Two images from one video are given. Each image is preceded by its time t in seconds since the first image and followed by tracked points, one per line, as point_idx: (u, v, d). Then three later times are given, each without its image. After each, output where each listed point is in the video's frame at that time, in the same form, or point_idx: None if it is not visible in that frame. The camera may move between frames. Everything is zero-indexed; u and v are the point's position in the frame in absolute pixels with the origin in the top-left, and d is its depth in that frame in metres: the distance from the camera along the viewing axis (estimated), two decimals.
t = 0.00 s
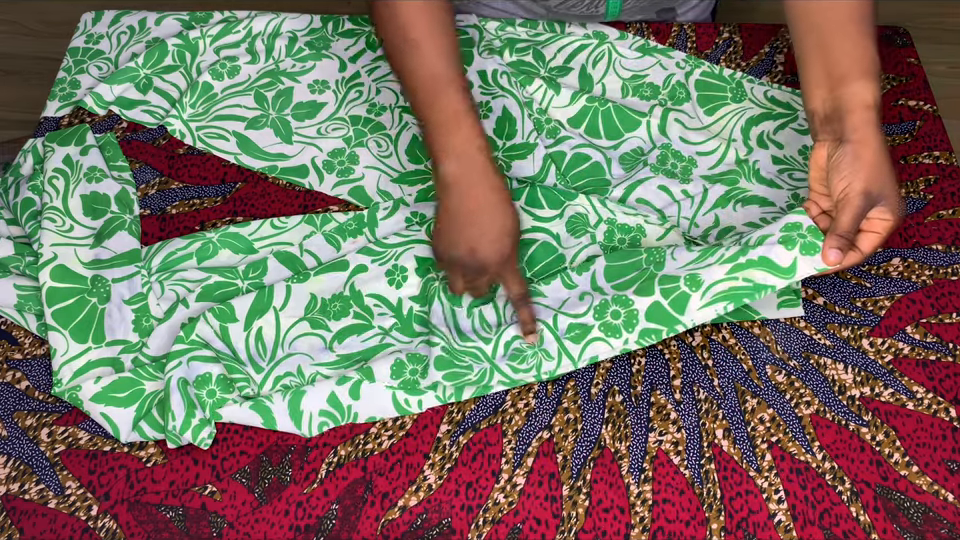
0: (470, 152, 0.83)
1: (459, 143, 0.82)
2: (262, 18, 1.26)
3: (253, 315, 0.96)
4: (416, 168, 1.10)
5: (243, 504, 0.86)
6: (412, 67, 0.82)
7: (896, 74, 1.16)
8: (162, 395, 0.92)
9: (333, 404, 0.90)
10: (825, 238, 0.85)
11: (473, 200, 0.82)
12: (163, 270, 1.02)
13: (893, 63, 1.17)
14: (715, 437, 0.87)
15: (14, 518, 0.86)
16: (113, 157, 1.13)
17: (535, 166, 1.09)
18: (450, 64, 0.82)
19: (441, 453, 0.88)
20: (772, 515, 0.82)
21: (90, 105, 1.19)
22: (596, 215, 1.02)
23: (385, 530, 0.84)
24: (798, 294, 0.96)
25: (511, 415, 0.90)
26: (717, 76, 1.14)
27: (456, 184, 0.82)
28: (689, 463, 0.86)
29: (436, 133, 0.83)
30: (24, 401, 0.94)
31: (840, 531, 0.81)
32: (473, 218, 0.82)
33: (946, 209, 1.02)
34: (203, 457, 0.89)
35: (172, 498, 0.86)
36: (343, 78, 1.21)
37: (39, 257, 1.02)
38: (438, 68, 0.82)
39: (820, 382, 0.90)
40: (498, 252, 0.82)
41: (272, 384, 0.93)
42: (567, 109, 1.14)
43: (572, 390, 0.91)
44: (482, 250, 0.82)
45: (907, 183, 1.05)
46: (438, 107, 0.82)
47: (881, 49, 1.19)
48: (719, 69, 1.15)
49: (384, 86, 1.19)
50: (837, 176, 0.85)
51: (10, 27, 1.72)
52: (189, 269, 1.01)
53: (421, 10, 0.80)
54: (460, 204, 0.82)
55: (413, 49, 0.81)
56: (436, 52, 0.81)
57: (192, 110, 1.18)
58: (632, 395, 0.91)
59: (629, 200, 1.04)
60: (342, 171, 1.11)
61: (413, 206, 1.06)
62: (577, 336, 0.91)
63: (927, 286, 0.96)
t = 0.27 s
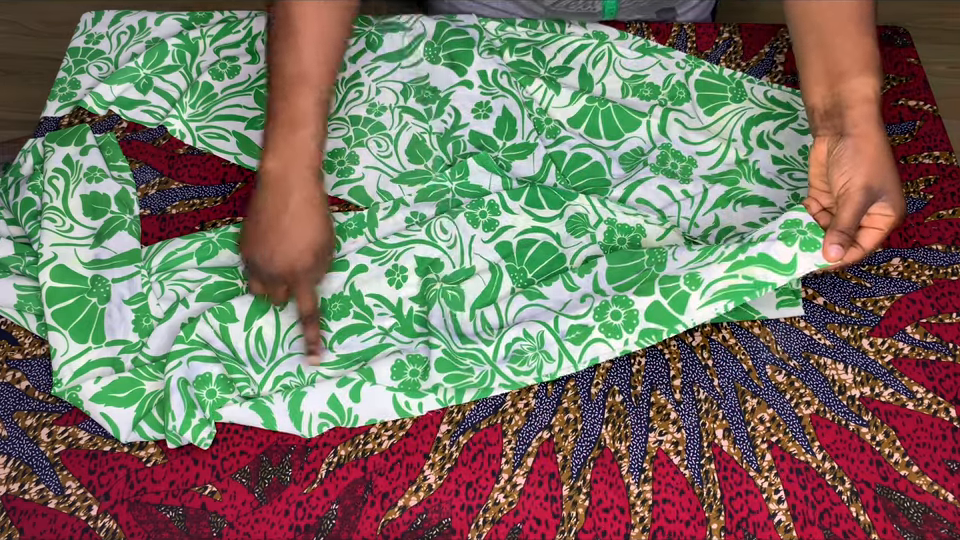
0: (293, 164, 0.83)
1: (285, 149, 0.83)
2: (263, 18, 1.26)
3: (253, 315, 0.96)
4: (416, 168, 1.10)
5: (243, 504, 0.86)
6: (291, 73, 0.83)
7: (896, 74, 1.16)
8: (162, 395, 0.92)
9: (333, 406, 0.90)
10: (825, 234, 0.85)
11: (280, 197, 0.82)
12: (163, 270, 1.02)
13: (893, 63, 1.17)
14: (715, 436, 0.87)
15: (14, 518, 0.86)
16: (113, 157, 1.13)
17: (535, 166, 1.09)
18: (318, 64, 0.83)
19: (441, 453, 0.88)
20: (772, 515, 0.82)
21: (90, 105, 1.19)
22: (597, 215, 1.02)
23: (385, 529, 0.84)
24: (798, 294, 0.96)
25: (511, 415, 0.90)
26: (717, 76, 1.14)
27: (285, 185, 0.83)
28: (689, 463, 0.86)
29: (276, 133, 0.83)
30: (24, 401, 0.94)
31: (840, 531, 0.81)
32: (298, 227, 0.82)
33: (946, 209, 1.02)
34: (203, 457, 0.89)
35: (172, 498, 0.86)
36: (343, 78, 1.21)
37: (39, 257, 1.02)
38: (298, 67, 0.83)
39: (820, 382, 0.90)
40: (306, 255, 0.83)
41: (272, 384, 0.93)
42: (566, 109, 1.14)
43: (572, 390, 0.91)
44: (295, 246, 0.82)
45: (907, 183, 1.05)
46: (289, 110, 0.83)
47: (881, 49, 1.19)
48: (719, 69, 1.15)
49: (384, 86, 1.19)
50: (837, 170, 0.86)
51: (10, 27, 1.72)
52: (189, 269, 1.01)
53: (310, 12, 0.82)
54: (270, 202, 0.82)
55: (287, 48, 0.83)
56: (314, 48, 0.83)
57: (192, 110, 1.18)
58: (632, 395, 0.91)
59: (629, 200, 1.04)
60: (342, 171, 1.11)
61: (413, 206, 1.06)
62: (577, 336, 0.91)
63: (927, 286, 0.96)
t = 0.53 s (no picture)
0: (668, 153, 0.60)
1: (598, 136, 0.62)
2: (262, 18, 1.26)
3: (253, 315, 0.96)
4: (416, 168, 1.11)
5: (243, 504, 0.86)
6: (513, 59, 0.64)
7: (896, 74, 1.16)
8: (162, 395, 0.92)
9: (333, 406, 0.90)
10: (799, 185, 0.82)
11: (623, 173, 0.60)
12: (163, 270, 1.02)
13: (893, 63, 1.17)
14: (715, 437, 0.87)
15: (14, 518, 0.86)
16: (113, 157, 1.13)
17: (535, 166, 1.09)
18: (547, 23, 0.65)
19: (441, 453, 0.88)
20: (772, 515, 0.82)
21: (90, 105, 1.19)
22: (596, 215, 1.02)
23: (384, 529, 0.84)
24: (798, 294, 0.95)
25: (511, 415, 0.90)
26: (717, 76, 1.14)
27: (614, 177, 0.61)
28: (689, 463, 0.86)
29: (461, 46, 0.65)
30: (24, 401, 0.94)
31: (840, 531, 0.81)
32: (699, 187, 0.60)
33: (947, 209, 1.02)
34: (203, 457, 0.89)
35: (172, 498, 0.86)
36: (343, 78, 1.21)
37: (39, 257, 1.02)
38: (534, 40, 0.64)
39: (820, 382, 0.90)
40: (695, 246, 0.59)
41: (272, 385, 0.93)
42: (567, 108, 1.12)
43: (572, 390, 0.91)
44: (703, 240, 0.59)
45: (907, 183, 1.05)
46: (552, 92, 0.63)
47: (880, 49, 1.19)
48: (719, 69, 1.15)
49: (384, 86, 1.19)
50: (808, 116, 0.81)
51: (10, 27, 1.72)
52: (189, 269, 1.01)
53: None
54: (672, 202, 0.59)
55: (484, 30, 0.64)
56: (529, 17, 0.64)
57: (192, 110, 1.18)
58: (632, 395, 0.91)
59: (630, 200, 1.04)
60: (342, 171, 1.11)
61: (414, 206, 1.06)
62: (575, 335, 0.92)
63: (927, 286, 0.96)
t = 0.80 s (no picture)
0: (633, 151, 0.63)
1: (579, 129, 0.64)
2: (262, 18, 1.26)
3: (253, 315, 0.96)
4: (416, 168, 1.11)
5: (243, 504, 0.86)
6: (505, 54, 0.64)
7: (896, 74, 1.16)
8: (162, 395, 0.92)
9: (333, 406, 0.90)
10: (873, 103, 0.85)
11: (591, 159, 0.64)
12: (163, 270, 1.02)
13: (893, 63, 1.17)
14: (715, 436, 0.87)
15: (14, 518, 0.86)
16: (113, 157, 1.13)
17: (535, 166, 1.09)
18: (542, 25, 0.65)
19: (441, 453, 0.88)
20: (772, 515, 0.82)
21: (89, 105, 1.19)
22: (597, 215, 1.02)
23: (385, 529, 0.84)
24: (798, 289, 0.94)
25: (511, 415, 0.90)
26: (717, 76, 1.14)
27: (588, 166, 0.65)
28: (689, 463, 0.86)
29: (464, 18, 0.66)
30: (24, 401, 0.94)
31: (840, 531, 0.81)
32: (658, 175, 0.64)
33: (947, 209, 1.02)
34: (203, 457, 0.89)
35: (172, 498, 0.86)
36: (343, 78, 1.21)
37: (39, 257, 1.02)
38: (526, 32, 0.64)
39: (820, 382, 0.90)
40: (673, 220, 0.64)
41: (272, 385, 0.93)
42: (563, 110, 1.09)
43: (572, 390, 0.91)
44: (657, 226, 0.64)
45: (907, 183, 1.05)
46: (544, 87, 0.64)
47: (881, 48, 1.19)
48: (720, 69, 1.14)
49: (384, 86, 1.19)
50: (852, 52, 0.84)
51: (10, 27, 1.72)
52: (189, 269, 1.01)
53: None
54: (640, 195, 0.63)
55: (489, 40, 0.64)
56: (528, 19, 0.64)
57: (192, 110, 1.18)
58: (632, 395, 0.91)
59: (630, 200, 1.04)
60: (342, 171, 1.11)
61: (414, 206, 1.06)
62: (573, 338, 0.93)
63: (927, 286, 0.96)
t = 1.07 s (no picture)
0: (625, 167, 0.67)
1: (575, 143, 0.68)
2: (262, 18, 1.26)
3: (253, 315, 0.96)
4: (416, 168, 1.11)
5: (243, 504, 0.86)
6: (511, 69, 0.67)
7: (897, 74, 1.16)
8: (162, 395, 0.92)
9: (333, 406, 0.90)
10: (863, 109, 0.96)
11: (588, 173, 0.68)
12: (163, 270, 1.02)
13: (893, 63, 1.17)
14: (715, 437, 0.87)
15: (14, 518, 0.86)
16: (113, 157, 1.13)
17: (535, 166, 1.09)
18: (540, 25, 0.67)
19: (441, 453, 0.88)
20: (772, 515, 0.82)
21: (89, 105, 1.19)
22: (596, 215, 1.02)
23: (385, 529, 0.84)
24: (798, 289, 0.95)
25: (511, 415, 0.90)
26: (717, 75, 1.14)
27: (585, 180, 0.69)
28: (689, 463, 0.86)
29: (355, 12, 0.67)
30: (24, 401, 0.94)
31: (840, 531, 0.81)
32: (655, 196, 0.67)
33: (947, 209, 1.02)
34: (203, 457, 0.89)
35: (172, 498, 0.86)
36: (343, 78, 1.21)
37: (39, 257, 1.02)
38: (529, 42, 0.66)
39: (820, 382, 0.90)
40: (664, 238, 0.68)
41: (272, 385, 0.93)
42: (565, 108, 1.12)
43: (572, 390, 0.91)
44: (648, 245, 0.69)
45: (907, 183, 1.05)
46: (544, 99, 0.67)
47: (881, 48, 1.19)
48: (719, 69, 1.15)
49: (384, 86, 1.19)
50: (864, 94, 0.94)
51: (10, 27, 1.72)
52: (189, 269, 1.01)
53: None
54: (636, 212, 0.67)
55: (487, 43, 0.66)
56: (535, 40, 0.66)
57: (192, 110, 1.18)
58: (632, 395, 0.91)
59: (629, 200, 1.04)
60: (342, 171, 1.11)
61: (414, 206, 1.06)
62: (575, 342, 0.93)
63: (927, 286, 0.96)
